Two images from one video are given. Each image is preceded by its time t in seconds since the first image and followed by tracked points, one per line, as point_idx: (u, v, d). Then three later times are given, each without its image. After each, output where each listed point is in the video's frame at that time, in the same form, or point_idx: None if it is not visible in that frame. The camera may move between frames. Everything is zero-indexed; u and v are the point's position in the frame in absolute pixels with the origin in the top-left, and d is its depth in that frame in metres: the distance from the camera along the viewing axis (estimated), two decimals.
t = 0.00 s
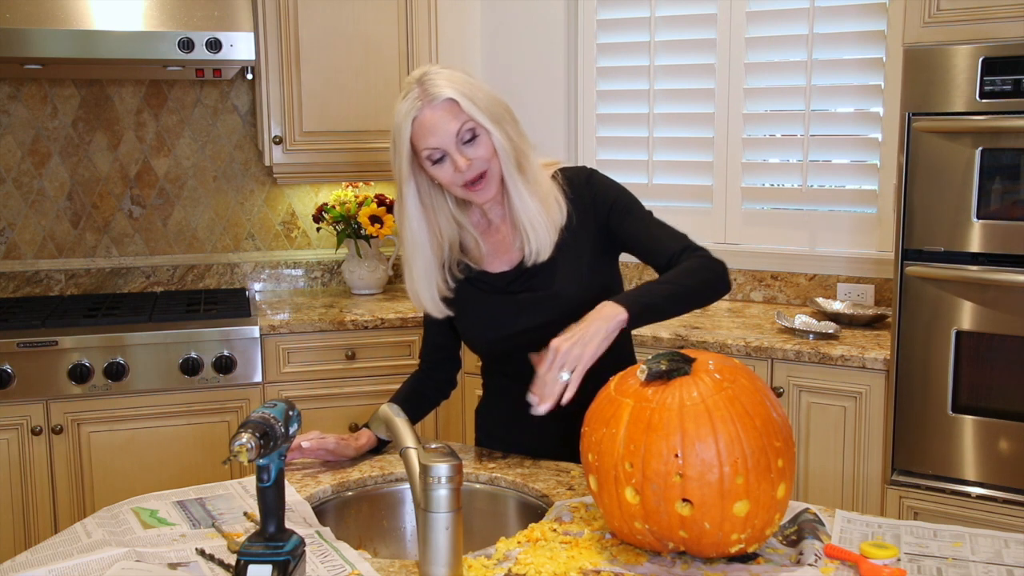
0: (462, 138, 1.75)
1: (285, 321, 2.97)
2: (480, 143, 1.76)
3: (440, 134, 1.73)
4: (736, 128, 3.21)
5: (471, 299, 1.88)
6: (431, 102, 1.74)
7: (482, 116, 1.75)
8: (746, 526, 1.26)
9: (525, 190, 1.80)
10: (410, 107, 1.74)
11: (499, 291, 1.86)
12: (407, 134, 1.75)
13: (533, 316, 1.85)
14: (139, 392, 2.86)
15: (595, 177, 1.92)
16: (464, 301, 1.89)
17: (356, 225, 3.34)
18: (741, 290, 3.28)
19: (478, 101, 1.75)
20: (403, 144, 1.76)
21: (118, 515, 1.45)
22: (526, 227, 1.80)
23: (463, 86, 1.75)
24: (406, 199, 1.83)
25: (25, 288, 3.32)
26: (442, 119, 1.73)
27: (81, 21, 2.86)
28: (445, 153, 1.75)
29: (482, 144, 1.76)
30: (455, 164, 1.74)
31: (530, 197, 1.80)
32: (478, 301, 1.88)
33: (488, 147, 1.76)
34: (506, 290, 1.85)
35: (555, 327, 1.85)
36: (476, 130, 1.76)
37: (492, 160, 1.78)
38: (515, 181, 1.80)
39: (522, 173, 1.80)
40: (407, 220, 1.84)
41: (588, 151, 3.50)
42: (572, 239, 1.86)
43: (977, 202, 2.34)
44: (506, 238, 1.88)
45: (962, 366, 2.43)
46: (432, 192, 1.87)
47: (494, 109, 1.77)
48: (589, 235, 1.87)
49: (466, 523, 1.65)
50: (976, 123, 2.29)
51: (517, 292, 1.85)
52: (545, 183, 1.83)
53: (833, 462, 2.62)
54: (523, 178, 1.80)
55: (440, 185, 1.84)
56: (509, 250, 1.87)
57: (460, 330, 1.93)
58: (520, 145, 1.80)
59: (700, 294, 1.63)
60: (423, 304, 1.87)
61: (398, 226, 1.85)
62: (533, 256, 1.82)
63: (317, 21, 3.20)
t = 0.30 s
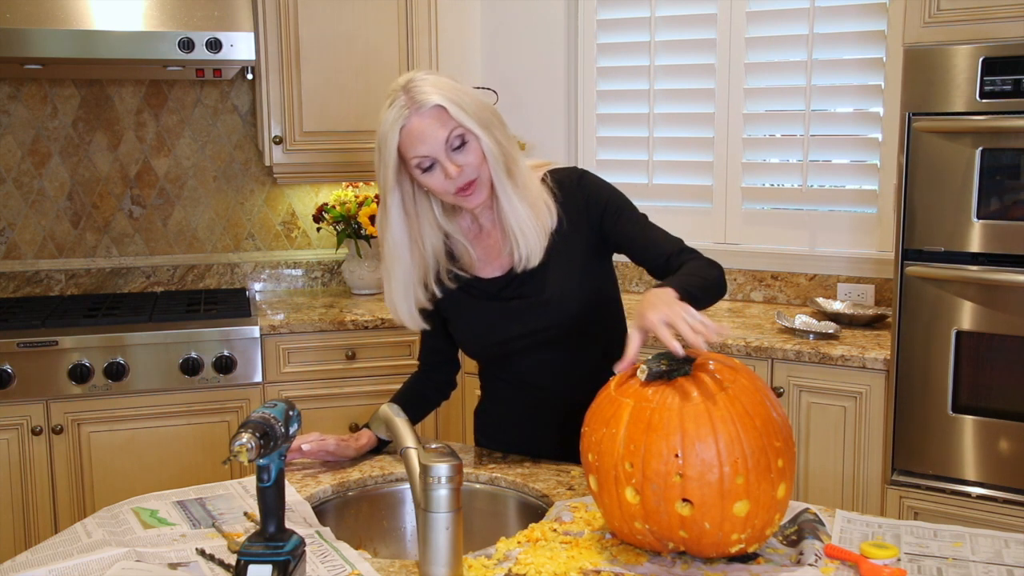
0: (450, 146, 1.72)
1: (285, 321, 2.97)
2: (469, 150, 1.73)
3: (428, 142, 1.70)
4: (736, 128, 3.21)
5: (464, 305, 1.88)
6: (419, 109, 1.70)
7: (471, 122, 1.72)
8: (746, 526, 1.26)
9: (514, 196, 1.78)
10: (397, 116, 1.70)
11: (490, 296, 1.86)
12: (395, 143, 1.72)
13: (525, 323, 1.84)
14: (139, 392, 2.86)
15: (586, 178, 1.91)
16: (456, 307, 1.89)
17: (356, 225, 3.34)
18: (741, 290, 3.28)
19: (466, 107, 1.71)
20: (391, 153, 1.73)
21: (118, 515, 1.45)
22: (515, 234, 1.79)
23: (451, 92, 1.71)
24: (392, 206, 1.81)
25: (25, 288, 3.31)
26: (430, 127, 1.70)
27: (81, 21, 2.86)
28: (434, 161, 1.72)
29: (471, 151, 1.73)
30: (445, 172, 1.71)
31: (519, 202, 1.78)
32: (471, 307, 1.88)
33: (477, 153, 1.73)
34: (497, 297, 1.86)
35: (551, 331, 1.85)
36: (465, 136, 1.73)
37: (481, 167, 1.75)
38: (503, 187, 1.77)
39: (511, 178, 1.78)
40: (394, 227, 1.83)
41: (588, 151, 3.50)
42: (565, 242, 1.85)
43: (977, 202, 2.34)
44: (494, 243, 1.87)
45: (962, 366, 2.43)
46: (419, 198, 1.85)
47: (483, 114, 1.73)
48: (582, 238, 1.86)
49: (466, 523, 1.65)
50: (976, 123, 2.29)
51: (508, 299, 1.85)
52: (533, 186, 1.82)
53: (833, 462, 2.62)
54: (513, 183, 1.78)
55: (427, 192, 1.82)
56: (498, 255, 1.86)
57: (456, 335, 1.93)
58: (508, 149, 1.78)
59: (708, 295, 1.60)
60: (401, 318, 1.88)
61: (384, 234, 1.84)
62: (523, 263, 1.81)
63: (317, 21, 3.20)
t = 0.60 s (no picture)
0: (449, 149, 1.71)
1: (285, 322, 2.97)
2: (468, 153, 1.72)
3: (427, 145, 1.69)
4: (736, 128, 3.21)
5: (463, 307, 1.88)
6: (417, 113, 1.70)
7: (469, 124, 1.71)
8: (746, 526, 1.26)
9: (512, 199, 1.77)
10: (395, 120, 1.69)
11: (490, 298, 1.86)
12: (393, 146, 1.71)
13: (526, 324, 1.84)
14: (139, 392, 2.86)
15: (586, 178, 1.90)
16: (455, 308, 1.89)
17: (356, 225, 3.34)
18: (741, 290, 3.28)
19: (464, 109, 1.71)
20: (389, 157, 1.72)
21: (118, 515, 1.45)
22: (512, 237, 1.78)
23: (449, 95, 1.71)
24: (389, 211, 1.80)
25: (25, 288, 3.31)
26: (429, 130, 1.69)
27: (81, 21, 2.86)
28: (433, 165, 1.71)
29: (469, 153, 1.72)
30: (444, 175, 1.71)
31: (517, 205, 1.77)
32: (470, 310, 1.87)
33: (476, 156, 1.73)
34: (497, 299, 1.85)
35: (551, 332, 1.85)
36: (464, 139, 1.72)
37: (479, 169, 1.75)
38: (502, 190, 1.77)
39: (509, 181, 1.78)
40: (391, 232, 1.82)
41: (588, 151, 3.50)
42: (565, 243, 1.85)
43: (977, 202, 2.34)
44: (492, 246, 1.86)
45: (962, 366, 2.43)
46: (416, 202, 1.84)
47: (480, 116, 1.73)
48: (582, 238, 1.86)
49: (466, 523, 1.65)
50: (976, 123, 2.29)
51: (508, 301, 1.85)
52: (531, 188, 1.81)
53: (833, 462, 2.62)
54: (511, 186, 1.78)
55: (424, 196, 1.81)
56: (496, 259, 1.85)
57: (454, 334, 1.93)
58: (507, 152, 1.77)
59: (710, 312, 1.58)
60: (396, 323, 1.86)
61: (382, 239, 1.83)
62: (520, 266, 1.80)
63: (318, 21, 3.20)
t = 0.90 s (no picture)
0: (458, 147, 1.70)
1: (285, 321, 2.97)
2: (476, 152, 1.72)
3: (435, 143, 1.69)
4: (736, 128, 3.21)
5: (467, 306, 1.88)
6: (427, 110, 1.69)
7: (479, 123, 1.71)
8: (746, 526, 1.26)
9: (520, 198, 1.77)
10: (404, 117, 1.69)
11: (494, 296, 1.86)
12: (403, 143, 1.71)
13: (530, 322, 1.84)
14: (139, 392, 2.86)
15: (592, 177, 1.90)
16: (457, 305, 1.89)
17: (356, 225, 3.34)
18: (741, 290, 3.28)
19: (474, 107, 1.70)
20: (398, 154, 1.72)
21: (118, 515, 1.45)
22: (518, 236, 1.78)
23: (459, 93, 1.70)
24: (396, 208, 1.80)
25: (25, 288, 3.31)
26: (438, 128, 1.69)
27: (81, 21, 2.86)
28: (441, 163, 1.70)
29: (478, 152, 1.72)
30: (452, 173, 1.70)
31: (524, 205, 1.77)
32: (474, 309, 1.88)
33: (484, 155, 1.72)
34: (501, 297, 1.85)
35: (551, 331, 1.85)
36: (473, 138, 1.72)
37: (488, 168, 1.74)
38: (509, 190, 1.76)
39: (517, 180, 1.77)
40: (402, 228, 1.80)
41: (588, 151, 3.50)
42: (569, 242, 1.85)
43: (977, 202, 2.34)
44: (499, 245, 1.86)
45: (962, 366, 2.43)
46: (423, 199, 1.84)
47: (490, 115, 1.72)
48: (587, 237, 1.86)
49: (466, 523, 1.65)
50: (976, 123, 2.29)
51: (511, 299, 1.85)
52: (538, 188, 1.81)
53: (833, 462, 2.62)
54: (518, 186, 1.77)
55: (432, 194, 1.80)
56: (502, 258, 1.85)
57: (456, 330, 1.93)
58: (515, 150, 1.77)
59: (712, 313, 1.58)
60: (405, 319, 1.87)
61: (389, 235, 1.83)
62: (525, 265, 1.80)
63: (317, 21, 3.20)
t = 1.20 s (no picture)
0: (467, 137, 1.71)
1: (285, 321, 2.97)
2: (485, 144, 1.72)
3: (445, 133, 1.69)
4: (736, 128, 3.21)
5: (469, 301, 1.88)
6: (438, 100, 1.69)
7: (489, 115, 1.71)
8: (746, 526, 1.26)
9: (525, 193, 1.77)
10: (415, 105, 1.69)
11: (495, 293, 1.85)
12: (412, 133, 1.70)
13: (532, 319, 1.85)
14: (139, 392, 2.86)
15: (597, 176, 1.90)
16: (459, 302, 1.89)
17: (356, 225, 3.34)
18: (741, 290, 3.28)
19: (485, 99, 1.71)
20: (407, 143, 1.71)
21: (118, 515, 1.45)
22: (523, 231, 1.78)
23: (471, 85, 1.71)
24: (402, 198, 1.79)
25: (25, 288, 3.31)
26: (449, 119, 1.69)
27: (81, 21, 2.86)
28: (450, 153, 1.70)
29: (487, 145, 1.72)
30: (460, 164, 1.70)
31: (529, 200, 1.77)
32: (476, 304, 1.87)
33: (493, 148, 1.73)
34: (502, 294, 1.85)
35: (551, 328, 1.85)
36: (482, 130, 1.72)
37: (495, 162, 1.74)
38: (515, 184, 1.77)
39: (523, 175, 1.77)
40: (408, 220, 1.80)
41: (588, 151, 3.50)
42: (571, 240, 1.85)
43: (977, 202, 2.34)
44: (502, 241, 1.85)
45: (962, 366, 2.43)
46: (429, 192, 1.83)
47: (500, 109, 1.73)
48: (588, 235, 1.86)
49: (466, 523, 1.65)
50: (976, 123, 2.29)
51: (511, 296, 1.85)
52: (544, 185, 1.81)
53: (834, 462, 2.62)
54: (524, 181, 1.78)
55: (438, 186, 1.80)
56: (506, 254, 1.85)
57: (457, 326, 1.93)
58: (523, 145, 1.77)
59: (712, 312, 1.58)
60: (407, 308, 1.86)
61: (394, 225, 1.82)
62: (529, 261, 1.80)
63: (317, 21, 3.20)
